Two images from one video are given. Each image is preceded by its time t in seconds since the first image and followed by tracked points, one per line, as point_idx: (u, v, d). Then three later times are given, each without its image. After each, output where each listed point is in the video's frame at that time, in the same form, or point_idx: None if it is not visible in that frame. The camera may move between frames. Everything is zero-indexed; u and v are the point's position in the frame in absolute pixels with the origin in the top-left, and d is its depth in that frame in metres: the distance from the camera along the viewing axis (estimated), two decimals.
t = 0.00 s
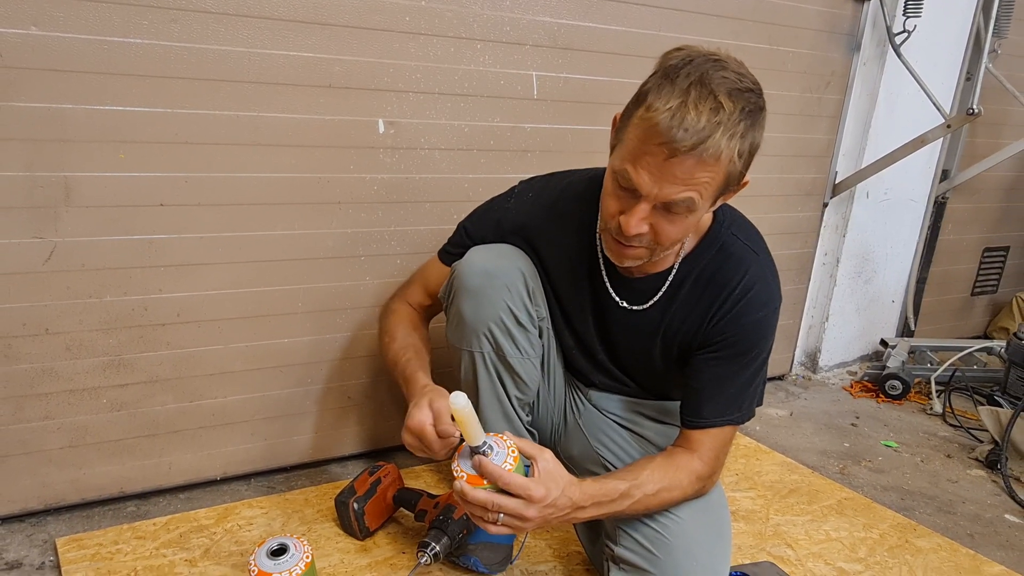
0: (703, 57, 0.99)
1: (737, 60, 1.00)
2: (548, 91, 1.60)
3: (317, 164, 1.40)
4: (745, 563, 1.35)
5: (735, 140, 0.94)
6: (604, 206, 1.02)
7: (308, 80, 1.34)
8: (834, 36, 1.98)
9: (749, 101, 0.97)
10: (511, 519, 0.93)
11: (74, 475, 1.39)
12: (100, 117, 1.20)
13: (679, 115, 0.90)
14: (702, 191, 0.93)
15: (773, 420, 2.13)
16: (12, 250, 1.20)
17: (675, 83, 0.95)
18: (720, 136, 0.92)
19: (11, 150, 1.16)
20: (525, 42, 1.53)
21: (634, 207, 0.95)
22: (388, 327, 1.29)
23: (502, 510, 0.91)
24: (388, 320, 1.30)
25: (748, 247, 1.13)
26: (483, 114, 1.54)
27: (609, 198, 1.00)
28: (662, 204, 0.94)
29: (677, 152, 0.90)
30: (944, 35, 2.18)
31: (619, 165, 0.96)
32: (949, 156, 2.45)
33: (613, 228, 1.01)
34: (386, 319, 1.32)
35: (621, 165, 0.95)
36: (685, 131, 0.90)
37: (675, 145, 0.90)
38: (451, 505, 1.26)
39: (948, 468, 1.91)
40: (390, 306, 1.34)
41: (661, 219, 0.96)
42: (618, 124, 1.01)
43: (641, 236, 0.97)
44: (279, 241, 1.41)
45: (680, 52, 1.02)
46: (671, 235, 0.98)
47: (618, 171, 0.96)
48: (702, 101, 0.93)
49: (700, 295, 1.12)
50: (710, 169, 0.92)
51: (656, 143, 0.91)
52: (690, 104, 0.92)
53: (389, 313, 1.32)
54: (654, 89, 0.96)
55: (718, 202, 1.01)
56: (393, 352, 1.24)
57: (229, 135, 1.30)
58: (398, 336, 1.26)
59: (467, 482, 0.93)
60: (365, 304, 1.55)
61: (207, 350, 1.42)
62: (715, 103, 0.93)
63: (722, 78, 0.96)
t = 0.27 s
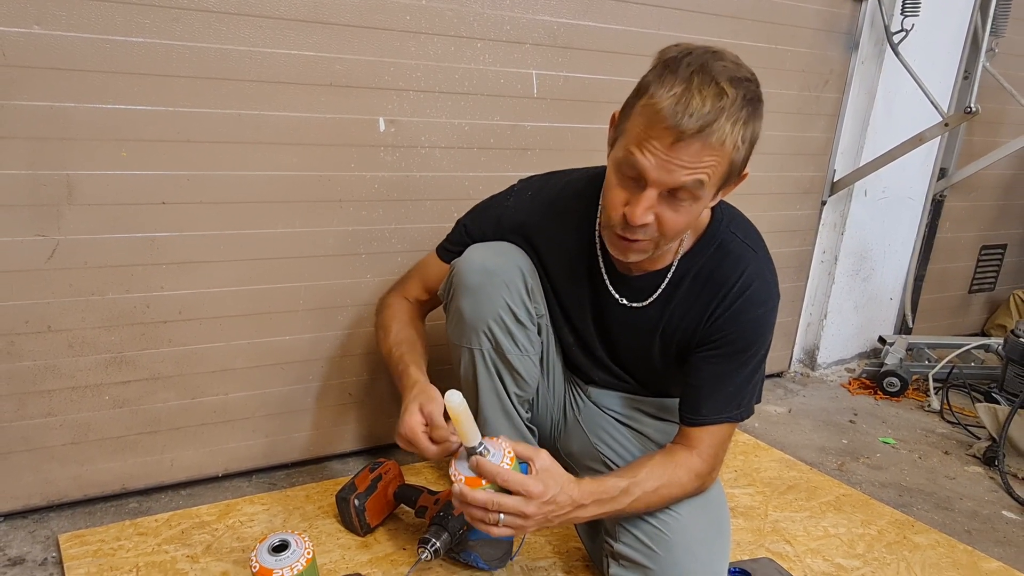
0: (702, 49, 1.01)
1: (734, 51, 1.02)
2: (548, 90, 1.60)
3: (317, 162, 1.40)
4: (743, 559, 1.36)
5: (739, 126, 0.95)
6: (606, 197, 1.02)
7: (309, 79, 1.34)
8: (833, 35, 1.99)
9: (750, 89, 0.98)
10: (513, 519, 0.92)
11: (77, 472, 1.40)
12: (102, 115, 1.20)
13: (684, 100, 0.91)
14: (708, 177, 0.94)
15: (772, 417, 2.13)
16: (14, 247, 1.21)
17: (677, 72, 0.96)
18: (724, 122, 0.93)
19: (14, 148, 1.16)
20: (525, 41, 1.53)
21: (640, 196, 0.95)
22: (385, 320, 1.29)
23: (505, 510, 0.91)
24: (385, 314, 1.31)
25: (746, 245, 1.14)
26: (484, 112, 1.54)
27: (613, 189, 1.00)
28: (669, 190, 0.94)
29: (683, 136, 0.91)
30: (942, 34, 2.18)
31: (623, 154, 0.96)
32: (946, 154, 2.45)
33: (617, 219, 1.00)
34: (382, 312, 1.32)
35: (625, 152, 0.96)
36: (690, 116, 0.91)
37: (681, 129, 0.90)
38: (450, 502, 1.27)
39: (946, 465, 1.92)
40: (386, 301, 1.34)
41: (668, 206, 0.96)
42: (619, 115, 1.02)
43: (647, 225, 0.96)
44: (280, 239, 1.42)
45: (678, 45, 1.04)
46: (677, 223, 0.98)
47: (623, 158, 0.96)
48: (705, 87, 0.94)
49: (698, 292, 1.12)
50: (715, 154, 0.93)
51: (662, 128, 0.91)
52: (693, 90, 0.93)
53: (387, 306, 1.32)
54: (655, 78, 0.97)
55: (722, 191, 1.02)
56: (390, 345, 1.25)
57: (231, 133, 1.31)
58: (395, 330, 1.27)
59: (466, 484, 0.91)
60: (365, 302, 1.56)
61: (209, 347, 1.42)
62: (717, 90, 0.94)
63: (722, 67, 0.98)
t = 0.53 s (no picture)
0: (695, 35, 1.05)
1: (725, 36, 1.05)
2: (548, 89, 1.61)
3: (318, 160, 1.41)
4: (741, 555, 1.37)
5: (739, 102, 0.98)
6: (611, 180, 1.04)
7: (310, 78, 1.35)
8: (831, 34, 1.99)
9: (745, 69, 1.02)
10: (514, 514, 0.98)
11: (79, 468, 1.41)
12: (104, 114, 1.21)
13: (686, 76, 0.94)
14: (712, 151, 0.96)
15: (771, 414, 2.14)
16: (17, 245, 1.22)
17: (675, 53, 0.99)
18: (725, 97, 0.96)
19: (16, 147, 1.17)
20: (525, 40, 1.54)
21: (647, 173, 0.97)
22: (384, 321, 1.30)
23: (501, 507, 0.97)
24: (385, 315, 1.32)
25: (744, 241, 1.14)
26: (484, 111, 1.55)
27: (617, 170, 1.01)
28: (674, 166, 0.97)
29: (687, 109, 0.93)
30: (941, 32, 2.19)
31: (627, 133, 0.98)
32: (945, 153, 2.47)
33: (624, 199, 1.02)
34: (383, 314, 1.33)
35: (630, 130, 0.98)
36: (693, 90, 0.94)
37: (686, 102, 0.93)
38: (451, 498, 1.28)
39: (943, 462, 1.93)
40: (387, 304, 1.34)
41: (675, 180, 0.98)
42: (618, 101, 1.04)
43: (655, 202, 0.98)
44: (281, 237, 1.42)
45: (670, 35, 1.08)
46: (683, 201, 1.00)
47: (628, 136, 0.98)
48: (704, 65, 0.97)
49: (696, 288, 1.13)
50: (719, 127, 0.96)
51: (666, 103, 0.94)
52: (694, 67, 0.96)
53: (387, 308, 1.33)
54: (654, 60, 1.00)
55: (724, 169, 1.04)
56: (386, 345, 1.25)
57: (232, 131, 1.31)
58: (393, 330, 1.27)
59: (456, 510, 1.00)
60: (365, 299, 1.56)
61: (210, 345, 1.43)
62: (716, 67, 0.98)
63: (718, 49, 1.01)
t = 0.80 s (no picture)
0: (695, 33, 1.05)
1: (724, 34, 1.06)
2: (548, 87, 1.61)
3: (320, 159, 1.42)
4: (740, 551, 1.38)
5: (739, 100, 0.98)
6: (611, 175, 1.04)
7: (312, 77, 1.35)
8: (830, 33, 2.00)
9: (745, 68, 1.02)
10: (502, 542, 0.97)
11: (82, 465, 1.41)
12: (106, 113, 1.21)
13: (687, 74, 0.94)
14: (711, 149, 0.97)
15: (769, 411, 2.15)
16: (20, 243, 1.22)
17: (676, 51, 0.99)
18: (726, 94, 0.96)
19: (19, 145, 1.17)
20: (525, 39, 1.54)
21: (648, 169, 0.98)
22: (386, 327, 1.24)
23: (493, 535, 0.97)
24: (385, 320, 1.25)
25: (739, 235, 1.15)
26: (484, 110, 1.55)
27: (617, 165, 1.02)
28: (675, 162, 0.97)
29: (688, 107, 0.94)
30: (939, 31, 2.19)
31: (628, 129, 0.99)
32: (942, 151, 2.47)
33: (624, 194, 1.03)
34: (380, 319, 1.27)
35: (631, 126, 0.98)
36: (695, 87, 0.94)
37: (687, 100, 0.94)
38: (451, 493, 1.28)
39: (941, 458, 1.94)
40: (385, 302, 1.29)
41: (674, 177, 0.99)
42: (618, 96, 1.05)
43: (655, 198, 0.99)
44: (282, 235, 1.43)
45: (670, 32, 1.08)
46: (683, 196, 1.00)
47: (629, 133, 0.99)
48: (705, 63, 0.97)
49: (691, 283, 1.14)
50: (719, 124, 0.96)
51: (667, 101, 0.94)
52: (695, 65, 0.96)
53: (385, 311, 1.27)
54: (654, 58, 1.00)
55: (722, 165, 1.05)
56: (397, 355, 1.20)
57: (234, 130, 1.32)
58: (400, 337, 1.22)
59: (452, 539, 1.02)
60: (366, 297, 1.57)
61: (212, 342, 1.44)
62: (717, 65, 0.98)
63: (717, 47, 1.01)
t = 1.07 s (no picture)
0: (687, 37, 1.04)
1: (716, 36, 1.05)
2: (548, 86, 1.62)
3: (321, 157, 1.42)
4: (739, 547, 1.39)
5: (731, 106, 0.98)
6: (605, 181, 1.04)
7: (313, 75, 1.36)
8: (828, 32, 2.00)
9: (737, 73, 1.02)
10: (504, 560, 0.98)
11: (84, 462, 1.42)
12: (108, 111, 1.22)
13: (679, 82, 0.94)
14: (704, 157, 0.97)
15: (768, 408, 2.16)
16: (22, 241, 1.23)
17: (668, 58, 0.99)
18: (718, 102, 0.96)
19: (22, 143, 1.18)
20: (525, 38, 1.55)
21: (642, 177, 0.98)
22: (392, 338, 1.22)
23: (489, 552, 0.98)
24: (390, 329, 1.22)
25: (735, 230, 1.15)
26: (484, 108, 1.56)
27: (611, 172, 1.02)
28: (668, 171, 0.97)
29: (681, 116, 0.94)
30: (938, 29, 2.20)
31: (621, 137, 0.99)
32: (940, 150, 2.49)
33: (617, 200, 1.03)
34: (382, 328, 1.24)
35: (624, 135, 0.98)
36: (687, 96, 0.94)
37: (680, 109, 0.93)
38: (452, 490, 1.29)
39: (939, 455, 1.95)
40: (388, 306, 1.26)
41: (668, 185, 0.99)
42: (611, 103, 1.04)
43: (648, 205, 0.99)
44: (283, 233, 1.44)
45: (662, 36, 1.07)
46: (676, 202, 1.01)
47: (623, 142, 0.98)
48: (698, 70, 0.97)
49: (688, 278, 1.15)
50: (712, 132, 0.96)
51: (660, 110, 0.94)
52: (687, 73, 0.96)
53: (389, 320, 1.24)
54: (647, 65, 0.99)
55: (716, 170, 1.05)
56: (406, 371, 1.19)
57: (236, 128, 1.32)
58: (407, 351, 1.20)
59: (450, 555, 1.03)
60: (366, 295, 1.58)
61: (213, 340, 1.45)
62: (709, 72, 0.97)
63: (710, 52, 1.01)
